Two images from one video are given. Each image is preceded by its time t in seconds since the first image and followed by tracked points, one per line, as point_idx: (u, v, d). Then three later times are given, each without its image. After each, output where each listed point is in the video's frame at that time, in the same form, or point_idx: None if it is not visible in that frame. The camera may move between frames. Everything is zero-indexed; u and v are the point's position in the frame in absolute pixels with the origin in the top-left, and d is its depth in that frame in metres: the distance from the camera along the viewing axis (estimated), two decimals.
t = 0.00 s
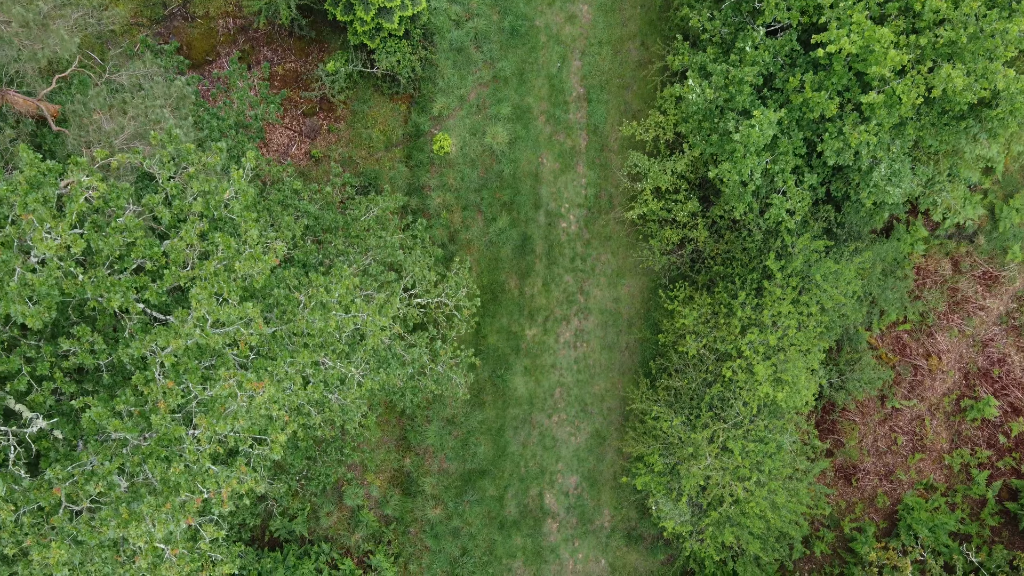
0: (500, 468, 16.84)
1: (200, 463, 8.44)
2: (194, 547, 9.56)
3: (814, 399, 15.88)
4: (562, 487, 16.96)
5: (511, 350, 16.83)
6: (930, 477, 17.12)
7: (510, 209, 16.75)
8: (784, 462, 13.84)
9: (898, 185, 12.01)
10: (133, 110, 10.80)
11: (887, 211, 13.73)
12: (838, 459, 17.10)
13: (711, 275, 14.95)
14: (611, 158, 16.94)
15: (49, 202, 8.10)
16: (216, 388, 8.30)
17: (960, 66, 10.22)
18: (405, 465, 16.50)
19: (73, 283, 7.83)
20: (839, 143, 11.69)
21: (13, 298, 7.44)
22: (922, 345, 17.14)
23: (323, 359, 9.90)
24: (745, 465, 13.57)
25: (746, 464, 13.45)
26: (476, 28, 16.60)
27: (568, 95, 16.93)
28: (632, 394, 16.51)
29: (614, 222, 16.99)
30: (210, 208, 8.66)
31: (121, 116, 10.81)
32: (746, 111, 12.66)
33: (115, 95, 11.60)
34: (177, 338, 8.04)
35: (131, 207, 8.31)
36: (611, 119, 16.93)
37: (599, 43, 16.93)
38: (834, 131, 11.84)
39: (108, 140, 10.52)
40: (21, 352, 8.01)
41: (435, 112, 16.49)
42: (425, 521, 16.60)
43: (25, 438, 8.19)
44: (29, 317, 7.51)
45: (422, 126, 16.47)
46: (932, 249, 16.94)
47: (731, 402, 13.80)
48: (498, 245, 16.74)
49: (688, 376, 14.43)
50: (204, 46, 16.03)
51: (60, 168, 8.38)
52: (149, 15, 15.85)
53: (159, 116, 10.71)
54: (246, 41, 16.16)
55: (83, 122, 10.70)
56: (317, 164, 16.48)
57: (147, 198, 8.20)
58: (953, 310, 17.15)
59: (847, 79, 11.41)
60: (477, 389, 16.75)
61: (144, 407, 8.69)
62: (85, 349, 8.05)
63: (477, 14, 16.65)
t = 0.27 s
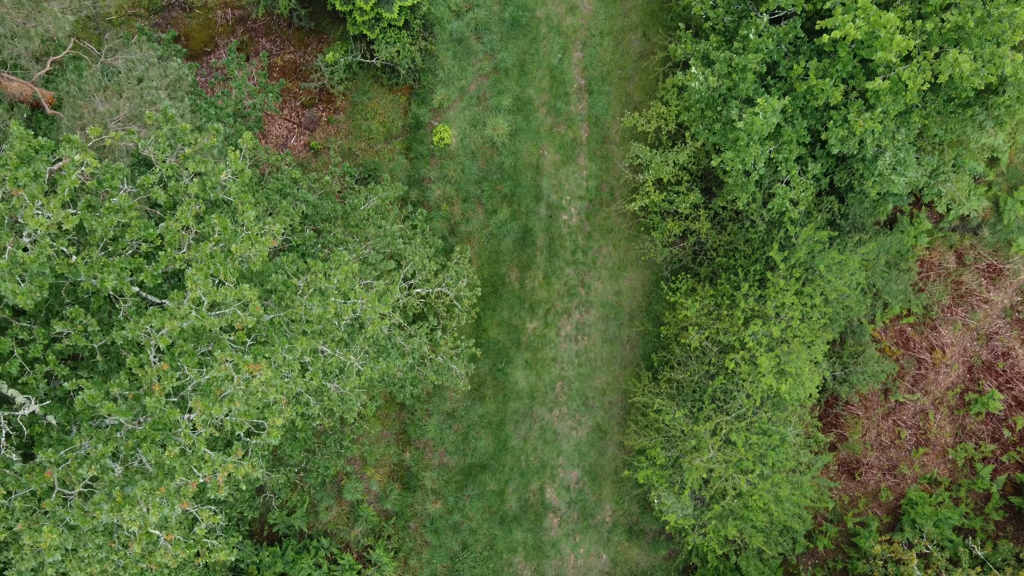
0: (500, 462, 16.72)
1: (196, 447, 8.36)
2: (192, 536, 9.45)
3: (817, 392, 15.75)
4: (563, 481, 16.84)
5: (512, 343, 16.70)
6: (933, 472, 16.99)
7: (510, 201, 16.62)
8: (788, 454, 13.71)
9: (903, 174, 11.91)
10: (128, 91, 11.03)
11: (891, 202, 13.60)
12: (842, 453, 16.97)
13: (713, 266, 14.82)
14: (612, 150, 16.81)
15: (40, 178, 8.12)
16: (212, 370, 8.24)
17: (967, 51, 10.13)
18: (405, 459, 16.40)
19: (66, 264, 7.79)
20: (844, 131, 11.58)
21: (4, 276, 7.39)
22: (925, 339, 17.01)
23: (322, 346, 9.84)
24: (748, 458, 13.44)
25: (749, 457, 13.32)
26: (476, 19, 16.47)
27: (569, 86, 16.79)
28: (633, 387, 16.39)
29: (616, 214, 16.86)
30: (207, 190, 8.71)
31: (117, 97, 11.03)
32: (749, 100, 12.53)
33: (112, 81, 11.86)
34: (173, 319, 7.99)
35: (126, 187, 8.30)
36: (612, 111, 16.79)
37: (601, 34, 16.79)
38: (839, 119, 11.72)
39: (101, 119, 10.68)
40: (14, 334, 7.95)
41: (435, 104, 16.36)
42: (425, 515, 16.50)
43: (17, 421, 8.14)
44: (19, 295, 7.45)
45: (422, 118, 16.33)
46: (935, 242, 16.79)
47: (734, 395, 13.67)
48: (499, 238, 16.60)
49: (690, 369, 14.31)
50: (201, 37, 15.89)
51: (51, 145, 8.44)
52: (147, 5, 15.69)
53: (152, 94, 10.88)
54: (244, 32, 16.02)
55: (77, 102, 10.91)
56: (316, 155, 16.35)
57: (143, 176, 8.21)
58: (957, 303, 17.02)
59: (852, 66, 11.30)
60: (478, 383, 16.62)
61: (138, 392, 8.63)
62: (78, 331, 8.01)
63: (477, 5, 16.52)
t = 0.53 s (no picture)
0: (501, 456, 16.59)
1: (191, 430, 8.30)
2: (188, 525, 9.34)
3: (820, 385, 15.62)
4: (564, 476, 16.71)
5: (513, 336, 16.57)
6: (937, 466, 16.86)
7: (511, 193, 16.50)
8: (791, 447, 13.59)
9: (908, 163, 11.81)
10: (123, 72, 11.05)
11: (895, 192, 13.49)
12: (845, 447, 16.84)
13: (715, 258, 14.70)
14: (614, 142, 16.68)
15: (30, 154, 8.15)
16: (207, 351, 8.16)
17: (975, 36, 10.03)
18: (405, 453, 16.29)
19: (58, 242, 7.73)
20: (849, 119, 11.46)
21: None
22: (929, 332, 16.88)
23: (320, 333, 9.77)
24: (752, 450, 13.33)
25: (752, 449, 13.21)
26: (476, 9, 16.35)
27: (570, 78, 16.66)
28: (634, 381, 16.27)
29: (617, 206, 16.74)
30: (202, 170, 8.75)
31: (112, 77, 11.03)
32: (753, 88, 12.42)
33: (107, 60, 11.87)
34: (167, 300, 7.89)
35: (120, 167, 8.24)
36: (613, 102, 16.66)
37: (602, 25, 16.66)
38: (844, 106, 11.60)
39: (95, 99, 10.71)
40: (5, 316, 7.87)
41: (435, 95, 16.23)
42: (425, 510, 16.38)
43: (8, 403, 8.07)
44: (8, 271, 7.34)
45: (421, 109, 16.21)
46: (939, 234, 16.65)
47: (737, 387, 13.55)
48: (499, 230, 16.48)
49: (692, 361, 14.18)
50: (200, 27, 15.77)
51: (43, 120, 8.49)
52: None
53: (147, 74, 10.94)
54: (243, 22, 15.90)
55: (70, 83, 10.91)
56: (316, 147, 16.23)
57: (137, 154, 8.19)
58: (961, 296, 16.89)
59: (857, 53, 11.19)
60: (478, 376, 16.50)
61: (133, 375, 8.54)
62: (71, 312, 7.96)
63: None
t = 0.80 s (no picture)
0: (501, 449, 16.47)
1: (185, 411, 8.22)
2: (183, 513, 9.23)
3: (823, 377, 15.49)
4: (565, 469, 16.59)
5: (513, 329, 16.45)
6: (941, 460, 16.73)
7: (511, 185, 16.36)
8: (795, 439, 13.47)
9: (914, 150, 11.74)
10: (117, 50, 11.37)
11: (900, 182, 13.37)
12: (848, 441, 16.72)
13: (718, 249, 14.58)
14: (615, 133, 16.54)
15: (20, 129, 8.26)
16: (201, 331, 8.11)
17: (982, 20, 9.96)
18: (404, 446, 16.18)
19: (50, 220, 7.79)
20: (853, 105, 11.37)
21: None
22: (933, 325, 16.74)
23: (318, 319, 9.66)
24: (755, 442, 13.21)
25: (755, 441, 13.09)
26: None
27: (571, 68, 16.52)
28: (636, 373, 16.14)
29: (618, 198, 16.61)
30: (198, 149, 8.84)
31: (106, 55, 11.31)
32: (756, 75, 12.32)
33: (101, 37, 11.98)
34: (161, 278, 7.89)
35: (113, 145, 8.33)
36: (615, 93, 16.53)
37: (603, 15, 16.52)
38: (848, 93, 11.51)
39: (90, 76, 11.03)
40: None
41: (435, 85, 16.10)
42: (425, 504, 16.27)
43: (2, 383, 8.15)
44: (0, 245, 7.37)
45: (421, 100, 16.08)
46: (943, 226, 16.52)
47: (740, 378, 13.42)
48: (500, 222, 16.36)
49: (695, 352, 14.05)
50: (197, 17, 15.61)
51: (35, 95, 8.56)
52: None
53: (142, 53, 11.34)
54: (241, 12, 15.75)
55: (66, 64, 11.21)
56: (315, 138, 16.09)
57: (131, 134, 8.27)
58: (965, 288, 16.76)
59: (862, 38, 11.10)
60: (478, 369, 16.37)
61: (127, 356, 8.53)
62: (63, 291, 8.01)
63: None
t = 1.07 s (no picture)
0: (501, 443, 16.34)
1: (179, 391, 8.20)
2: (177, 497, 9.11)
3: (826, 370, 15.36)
4: (565, 463, 16.46)
5: (514, 321, 16.32)
6: (945, 454, 16.60)
7: (512, 176, 16.23)
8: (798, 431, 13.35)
9: (919, 138, 11.67)
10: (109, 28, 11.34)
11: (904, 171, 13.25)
12: (851, 434, 16.60)
13: (720, 240, 14.45)
14: (616, 124, 16.40)
15: (8, 100, 8.26)
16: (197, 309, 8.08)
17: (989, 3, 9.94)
18: (404, 440, 16.05)
19: (42, 197, 7.86)
20: (858, 92, 11.28)
21: None
22: (936, 317, 16.62)
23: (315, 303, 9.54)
24: (758, 434, 13.10)
25: (758, 432, 12.98)
26: None
27: (572, 59, 16.39)
28: (637, 366, 16.01)
29: (619, 189, 16.48)
30: (191, 127, 8.87)
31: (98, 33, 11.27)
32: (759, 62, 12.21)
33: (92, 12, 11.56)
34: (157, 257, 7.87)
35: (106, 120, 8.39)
36: (616, 84, 16.40)
37: (605, 5, 16.38)
38: (853, 79, 11.42)
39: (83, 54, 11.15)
40: None
41: (435, 76, 15.97)
42: (425, 498, 16.14)
43: None
44: None
45: (421, 91, 15.94)
46: (947, 218, 16.38)
47: (743, 370, 13.31)
48: (500, 213, 16.22)
49: (697, 343, 13.93)
50: (195, 7, 15.48)
51: (24, 66, 8.49)
52: None
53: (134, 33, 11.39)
54: (239, 2, 15.63)
55: (58, 42, 11.10)
56: (314, 129, 15.96)
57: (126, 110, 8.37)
58: (968, 281, 16.64)
59: (867, 23, 11.02)
60: (478, 362, 16.25)
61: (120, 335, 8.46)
62: (55, 269, 7.96)
63: None
